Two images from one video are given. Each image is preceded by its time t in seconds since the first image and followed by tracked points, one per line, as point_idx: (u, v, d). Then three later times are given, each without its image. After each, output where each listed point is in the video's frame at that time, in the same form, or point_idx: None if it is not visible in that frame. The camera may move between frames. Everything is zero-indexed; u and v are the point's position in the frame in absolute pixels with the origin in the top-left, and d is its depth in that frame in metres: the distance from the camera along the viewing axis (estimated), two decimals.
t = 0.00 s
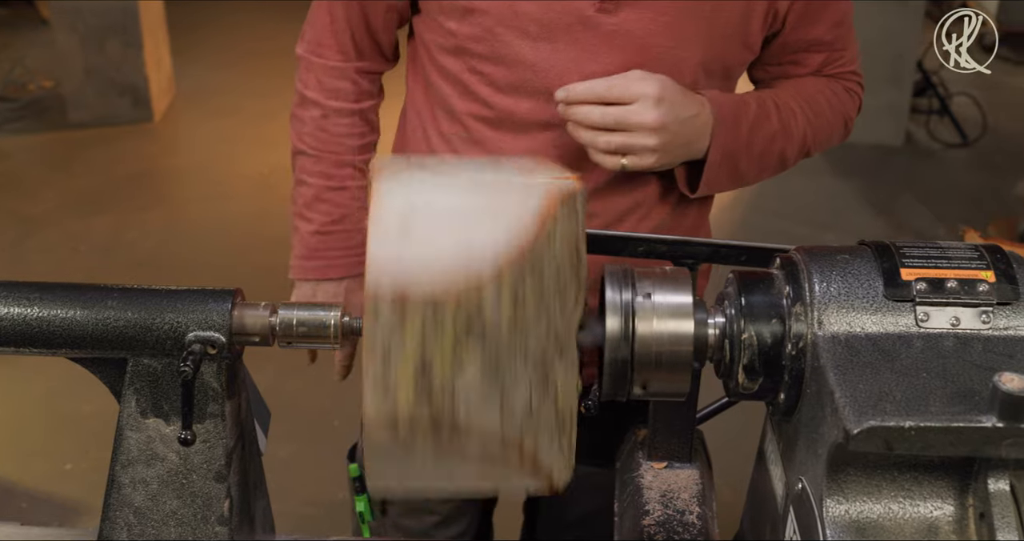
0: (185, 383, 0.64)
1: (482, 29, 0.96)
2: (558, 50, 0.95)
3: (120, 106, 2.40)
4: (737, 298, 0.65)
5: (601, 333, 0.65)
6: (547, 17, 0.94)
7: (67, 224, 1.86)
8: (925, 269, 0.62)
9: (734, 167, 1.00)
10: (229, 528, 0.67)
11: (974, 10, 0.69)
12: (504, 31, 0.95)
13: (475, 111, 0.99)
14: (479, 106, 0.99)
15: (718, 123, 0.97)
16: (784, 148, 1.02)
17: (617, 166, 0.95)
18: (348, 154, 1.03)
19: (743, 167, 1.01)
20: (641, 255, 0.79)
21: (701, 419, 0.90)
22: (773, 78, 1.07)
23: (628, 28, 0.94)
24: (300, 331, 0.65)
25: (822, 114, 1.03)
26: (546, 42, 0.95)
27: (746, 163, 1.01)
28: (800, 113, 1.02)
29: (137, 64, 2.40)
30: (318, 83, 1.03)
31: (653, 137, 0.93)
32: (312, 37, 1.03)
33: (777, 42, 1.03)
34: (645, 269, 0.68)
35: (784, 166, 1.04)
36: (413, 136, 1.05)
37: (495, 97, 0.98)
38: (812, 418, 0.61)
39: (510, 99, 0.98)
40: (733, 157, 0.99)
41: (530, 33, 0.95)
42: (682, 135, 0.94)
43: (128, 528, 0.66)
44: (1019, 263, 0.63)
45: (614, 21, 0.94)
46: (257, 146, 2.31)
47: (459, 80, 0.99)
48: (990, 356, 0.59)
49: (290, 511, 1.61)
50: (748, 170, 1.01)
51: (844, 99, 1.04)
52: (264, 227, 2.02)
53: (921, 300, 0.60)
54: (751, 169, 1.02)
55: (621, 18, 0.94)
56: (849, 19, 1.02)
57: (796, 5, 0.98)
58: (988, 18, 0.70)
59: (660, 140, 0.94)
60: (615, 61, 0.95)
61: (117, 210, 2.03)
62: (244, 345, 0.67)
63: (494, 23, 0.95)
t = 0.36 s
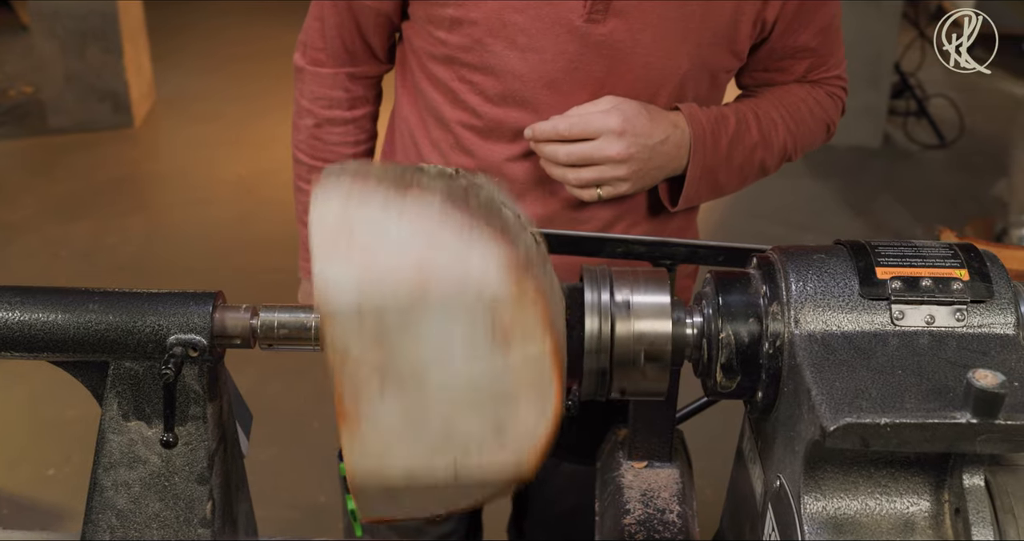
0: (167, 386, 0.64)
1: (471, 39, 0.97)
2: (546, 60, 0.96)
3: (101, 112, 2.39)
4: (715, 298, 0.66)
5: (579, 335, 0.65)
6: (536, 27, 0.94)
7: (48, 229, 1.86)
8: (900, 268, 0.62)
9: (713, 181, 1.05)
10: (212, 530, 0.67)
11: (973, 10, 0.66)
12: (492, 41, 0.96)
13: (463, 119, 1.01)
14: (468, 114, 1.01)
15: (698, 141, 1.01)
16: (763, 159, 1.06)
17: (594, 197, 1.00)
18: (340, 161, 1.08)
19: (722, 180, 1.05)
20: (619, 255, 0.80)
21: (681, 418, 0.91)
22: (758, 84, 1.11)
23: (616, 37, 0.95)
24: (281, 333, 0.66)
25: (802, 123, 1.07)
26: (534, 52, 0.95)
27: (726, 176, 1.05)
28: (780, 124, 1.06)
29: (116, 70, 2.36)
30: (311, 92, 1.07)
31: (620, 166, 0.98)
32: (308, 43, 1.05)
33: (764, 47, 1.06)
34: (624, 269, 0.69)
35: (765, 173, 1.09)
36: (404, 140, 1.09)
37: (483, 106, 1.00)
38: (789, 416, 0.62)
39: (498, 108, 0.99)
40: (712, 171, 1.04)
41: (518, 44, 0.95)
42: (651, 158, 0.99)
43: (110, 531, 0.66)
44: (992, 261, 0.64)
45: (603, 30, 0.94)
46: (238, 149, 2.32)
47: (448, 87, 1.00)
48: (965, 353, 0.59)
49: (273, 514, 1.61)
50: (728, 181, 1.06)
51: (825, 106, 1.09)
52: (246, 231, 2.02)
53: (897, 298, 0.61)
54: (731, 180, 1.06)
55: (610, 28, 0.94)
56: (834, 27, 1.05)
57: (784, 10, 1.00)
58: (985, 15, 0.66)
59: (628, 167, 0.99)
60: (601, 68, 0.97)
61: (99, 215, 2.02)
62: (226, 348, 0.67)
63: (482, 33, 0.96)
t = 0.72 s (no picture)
0: (164, 379, 0.64)
1: (465, 32, 0.97)
2: (540, 52, 0.96)
3: (96, 108, 2.38)
4: (709, 289, 0.66)
5: (575, 327, 0.65)
6: (530, 19, 0.95)
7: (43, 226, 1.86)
8: (894, 259, 0.62)
9: (716, 176, 1.05)
10: (209, 524, 0.68)
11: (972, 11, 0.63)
12: (485, 34, 0.96)
13: (457, 113, 1.01)
14: (462, 109, 1.00)
15: (700, 137, 1.01)
16: (766, 151, 1.07)
17: (596, 196, 1.00)
18: (335, 156, 1.08)
19: (724, 175, 1.06)
20: (614, 248, 0.80)
21: (676, 411, 0.91)
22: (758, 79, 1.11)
23: (610, 29, 0.95)
24: (276, 327, 0.65)
25: (802, 116, 1.08)
26: (528, 44, 0.96)
27: (728, 171, 1.06)
28: (781, 117, 1.07)
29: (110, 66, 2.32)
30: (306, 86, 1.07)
31: (623, 164, 0.98)
32: (303, 37, 1.05)
33: (762, 41, 1.07)
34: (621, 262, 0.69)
35: (766, 167, 1.09)
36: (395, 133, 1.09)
37: (475, 98, 0.99)
38: (784, 407, 0.62)
39: (490, 101, 0.99)
40: (715, 167, 1.04)
41: (511, 36, 0.95)
42: (652, 155, 0.99)
43: (108, 525, 0.67)
44: (986, 252, 0.64)
45: (597, 23, 0.94)
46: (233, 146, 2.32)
47: (439, 81, 1.00)
48: (959, 344, 0.59)
49: (270, 509, 1.62)
50: (730, 176, 1.07)
51: (824, 98, 1.09)
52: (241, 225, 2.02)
53: (891, 289, 0.61)
54: (733, 175, 1.07)
55: (604, 20, 0.94)
56: (830, 18, 1.05)
57: (781, 4, 1.01)
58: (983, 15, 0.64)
59: (630, 166, 0.99)
60: (595, 60, 0.97)
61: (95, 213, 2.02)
62: (222, 341, 0.67)
63: (477, 26, 0.96)
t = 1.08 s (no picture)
0: (158, 381, 0.64)
1: (454, 34, 0.97)
2: (529, 55, 0.96)
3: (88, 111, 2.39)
4: (703, 290, 0.66)
5: (570, 326, 0.66)
6: (519, 21, 0.95)
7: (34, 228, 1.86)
8: (887, 258, 0.63)
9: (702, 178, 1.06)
10: (204, 525, 0.68)
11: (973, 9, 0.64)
12: (473, 36, 0.96)
13: (446, 115, 1.00)
14: (449, 111, 1.00)
15: (688, 139, 1.01)
16: (753, 153, 1.07)
17: (584, 198, 1.01)
18: (302, 146, 1.07)
19: (712, 177, 1.06)
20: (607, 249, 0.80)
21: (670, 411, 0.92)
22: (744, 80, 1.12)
23: (599, 31, 0.95)
24: (271, 328, 0.66)
25: (789, 119, 1.08)
26: (516, 46, 0.96)
27: (715, 173, 1.06)
28: (768, 121, 1.07)
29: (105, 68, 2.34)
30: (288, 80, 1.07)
31: (611, 168, 0.99)
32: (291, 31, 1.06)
33: (751, 43, 1.07)
34: (612, 262, 0.69)
35: (753, 169, 1.09)
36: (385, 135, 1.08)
37: (466, 101, 0.99)
38: (777, 406, 0.62)
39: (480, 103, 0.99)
40: (702, 169, 1.04)
41: (500, 38, 0.96)
42: (640, 158, 0.99)
43: (104, 527, 0.68)
44: (977, 251, 0.65)
45: (586, 24, 0.95)
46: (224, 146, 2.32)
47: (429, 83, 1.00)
48: (952, 343, 0.60)
49: (264, 509, 1.62)
50: (716, 178, 1.07)
51: (810, 102, 1.10)
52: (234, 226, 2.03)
53: (883, 288, 0.61)
54: (720, 176, 1.07)
55: (593, 22, 0.95)
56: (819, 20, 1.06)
57: (770, 6, 1.01)
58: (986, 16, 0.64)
59: (618, 169, 0.99)
60: (584, 63, 0.97)
61: (89, 215, 2.02)
62: (216, 343, 0.67)
63: (465, 28, 0.96)
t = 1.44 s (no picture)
0: (160, 383, 0.65)
1: (450, 34, 0.98)
2: (524, 54, 0.97)
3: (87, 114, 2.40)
4: (703, 292, 0.66)
5: (571, 332, 0.66)
6: (512, 19, 0.96)
7: (33, 231, 1.86)
8: (885, 261, 0.63)
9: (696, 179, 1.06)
10: (205, 527, 0.68)
11: (974, 10, 0.62)
12: (470, 37, 0.98)
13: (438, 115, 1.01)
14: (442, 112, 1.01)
15: (682, 140, 1.01)
16: (749, 156, 1.07)
17: (577, 199, 1.00)
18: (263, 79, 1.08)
19: (707, 179, 1.06)
20: (607, 252, 0.81)
21: (669, 413, 0.92)
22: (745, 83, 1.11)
23: (593, 31, 0.96)
24: (272, 331, 0.65)
25: (788, 122, 1.08)
26: (510, 44, 0.97)
27: (710, 174, 1.06)
28: (766, 122, 1.06)
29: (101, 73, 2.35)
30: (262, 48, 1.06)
31: (603, 168, 0.99)
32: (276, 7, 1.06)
33: (744, 45, 1.07)
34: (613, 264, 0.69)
35: (750, 172, 1.09)
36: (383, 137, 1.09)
37: (458, 100, 1.00)
38: (777, 408, 0.62)
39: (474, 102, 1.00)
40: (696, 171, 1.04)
41: (494, 37, 0.97)
42: (632, 158, 0.99)
43: (105, 529, 0.67)
44: (975, 253, 0.65)
45: (579, 25, 0.96)
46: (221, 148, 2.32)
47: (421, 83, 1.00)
48: (950, 345, 0.60)
49: (260, 512, 1.63)
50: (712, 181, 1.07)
51: (809, 104, 1.09)
52: (232, 229, 2.03)
53: (882, 290, 0.62)
54: (716, 178, 1.07)
55: (586, 22, 0.96)
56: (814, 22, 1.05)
57: (763, 7, 1.01)
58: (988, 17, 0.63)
59: (610, 168, 0.99)
60: (579, 63, 0.98)
61: (88, 218, 2.03)
62: (218, 345, 0.68)
63: (460, 26, 0.98)
